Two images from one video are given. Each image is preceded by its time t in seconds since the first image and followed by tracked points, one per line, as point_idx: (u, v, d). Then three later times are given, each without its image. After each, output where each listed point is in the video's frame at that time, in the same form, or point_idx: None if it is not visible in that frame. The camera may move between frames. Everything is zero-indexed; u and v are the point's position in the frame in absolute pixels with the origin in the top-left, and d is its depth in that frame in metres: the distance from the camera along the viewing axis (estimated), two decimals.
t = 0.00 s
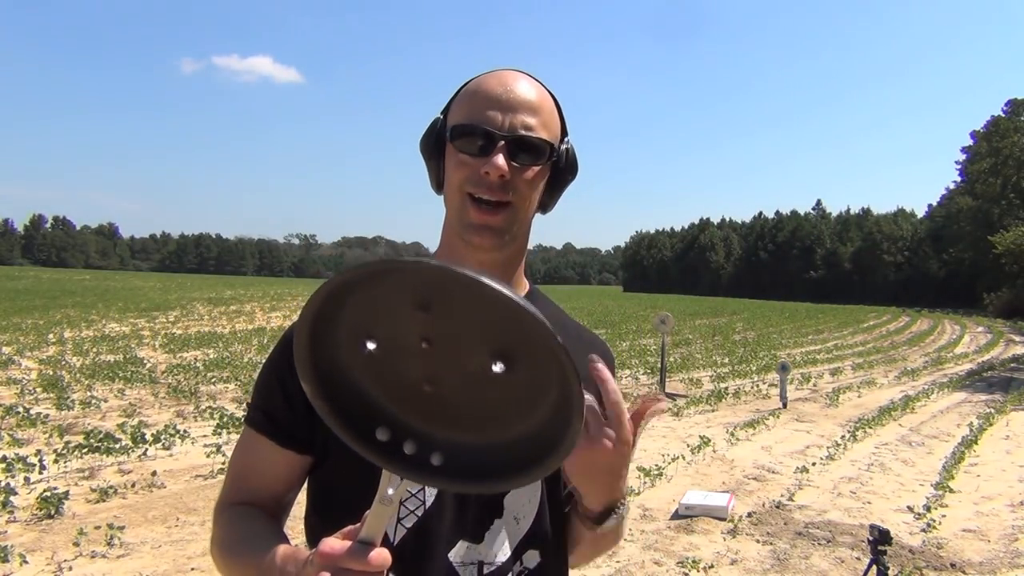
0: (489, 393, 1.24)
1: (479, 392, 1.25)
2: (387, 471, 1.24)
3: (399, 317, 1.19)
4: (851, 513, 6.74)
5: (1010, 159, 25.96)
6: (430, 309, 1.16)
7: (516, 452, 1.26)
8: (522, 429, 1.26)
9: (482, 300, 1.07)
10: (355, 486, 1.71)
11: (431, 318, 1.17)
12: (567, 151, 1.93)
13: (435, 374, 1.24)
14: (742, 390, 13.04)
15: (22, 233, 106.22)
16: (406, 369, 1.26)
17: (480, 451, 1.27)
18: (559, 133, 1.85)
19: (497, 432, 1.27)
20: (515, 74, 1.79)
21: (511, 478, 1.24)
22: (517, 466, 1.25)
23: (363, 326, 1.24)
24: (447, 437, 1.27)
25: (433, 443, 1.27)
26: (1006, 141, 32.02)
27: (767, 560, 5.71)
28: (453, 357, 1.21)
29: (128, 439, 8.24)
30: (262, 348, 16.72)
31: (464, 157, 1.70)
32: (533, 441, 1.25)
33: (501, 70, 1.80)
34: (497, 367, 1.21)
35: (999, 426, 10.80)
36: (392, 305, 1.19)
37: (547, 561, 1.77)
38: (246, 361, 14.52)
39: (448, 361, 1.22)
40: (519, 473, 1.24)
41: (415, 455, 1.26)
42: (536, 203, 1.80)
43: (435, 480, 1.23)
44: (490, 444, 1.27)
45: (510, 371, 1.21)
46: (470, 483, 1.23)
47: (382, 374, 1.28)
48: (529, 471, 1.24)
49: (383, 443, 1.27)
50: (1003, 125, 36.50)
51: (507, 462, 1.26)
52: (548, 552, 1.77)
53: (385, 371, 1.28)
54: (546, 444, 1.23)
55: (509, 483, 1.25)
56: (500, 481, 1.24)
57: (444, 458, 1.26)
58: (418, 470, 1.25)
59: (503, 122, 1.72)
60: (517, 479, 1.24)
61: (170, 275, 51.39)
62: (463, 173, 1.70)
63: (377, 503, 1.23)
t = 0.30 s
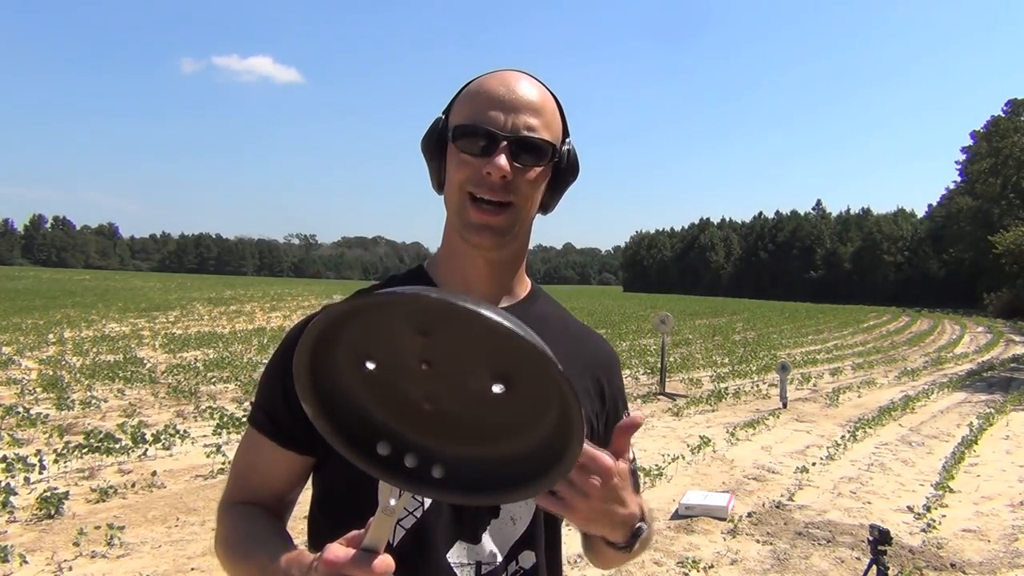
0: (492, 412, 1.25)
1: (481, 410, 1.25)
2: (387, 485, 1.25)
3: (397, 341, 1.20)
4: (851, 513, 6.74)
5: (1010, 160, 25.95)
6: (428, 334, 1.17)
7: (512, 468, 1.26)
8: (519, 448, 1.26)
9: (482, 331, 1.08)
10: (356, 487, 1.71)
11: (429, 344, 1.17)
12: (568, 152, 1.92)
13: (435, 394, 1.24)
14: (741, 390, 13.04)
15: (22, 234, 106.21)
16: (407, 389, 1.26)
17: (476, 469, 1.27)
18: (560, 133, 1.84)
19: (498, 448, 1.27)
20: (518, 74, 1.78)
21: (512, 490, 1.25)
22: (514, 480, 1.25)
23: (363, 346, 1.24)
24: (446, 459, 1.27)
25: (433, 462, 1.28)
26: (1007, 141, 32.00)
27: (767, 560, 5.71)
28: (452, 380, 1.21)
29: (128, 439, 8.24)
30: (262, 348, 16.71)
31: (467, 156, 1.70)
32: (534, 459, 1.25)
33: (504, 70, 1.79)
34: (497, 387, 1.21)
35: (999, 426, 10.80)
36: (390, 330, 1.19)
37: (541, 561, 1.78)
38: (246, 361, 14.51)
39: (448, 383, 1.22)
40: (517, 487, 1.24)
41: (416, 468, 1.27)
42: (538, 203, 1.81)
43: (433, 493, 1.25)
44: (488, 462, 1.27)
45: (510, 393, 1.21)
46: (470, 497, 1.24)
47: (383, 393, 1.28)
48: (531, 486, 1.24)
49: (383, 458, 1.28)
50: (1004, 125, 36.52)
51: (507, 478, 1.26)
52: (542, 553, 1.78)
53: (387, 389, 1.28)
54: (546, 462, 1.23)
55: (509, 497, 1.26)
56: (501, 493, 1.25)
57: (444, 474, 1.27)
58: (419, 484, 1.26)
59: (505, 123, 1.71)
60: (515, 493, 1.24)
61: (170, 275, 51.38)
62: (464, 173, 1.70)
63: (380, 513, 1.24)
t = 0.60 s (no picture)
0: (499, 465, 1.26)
1: (491, 459, 1.26)
2: (396, 518, 1.26)
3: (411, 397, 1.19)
4: (851, 514, 6.74)
5: (1010, 160, 25.94)
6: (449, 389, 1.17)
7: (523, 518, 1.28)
8: (526, 495, 1.28)
9: (496, 404, 1.14)
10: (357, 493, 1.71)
11: (444, 404, 1.17)
12: (572, 150, 1.92)
13: (445, 448, 1.24)
14: (741, 390, 13.04)
15: (22, 234, 106.31)
16: (413, 441, 1.26)
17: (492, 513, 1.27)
18: (563, 132, 1.83)
19: (509, 498, 1.28)
20: (520, 73, 1.77)
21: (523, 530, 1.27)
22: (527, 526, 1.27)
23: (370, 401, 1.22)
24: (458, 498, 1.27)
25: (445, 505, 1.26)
26: (1007, 141, 32.02)
27: (767, 560, 5.71)
28: (461, 433, 1.22)
29: (128, 439, 8.24)
30: (262, 348, 16.72)
31: (469, 158, 1.70)
32: (541, 508, 1.28)
33: (505, 69, 1.78)
34: (506, 443, 1.23)
35: (999, 426, 10.81)
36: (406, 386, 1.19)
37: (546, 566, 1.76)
38: (246, 361, 14.52)
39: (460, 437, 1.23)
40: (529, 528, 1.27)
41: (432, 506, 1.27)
42: (543, 203, 1.81)
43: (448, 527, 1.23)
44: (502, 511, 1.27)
45: (521, 448, 1.23)
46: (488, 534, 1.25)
47: (389, 442, 1.28)
48: (546, 522, 1.28)
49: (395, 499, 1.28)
50: (1004, 125, 36.56)
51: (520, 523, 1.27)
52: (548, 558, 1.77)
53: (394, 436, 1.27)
54: (555, 508, 1.28)
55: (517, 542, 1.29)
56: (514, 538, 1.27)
57: (456, 510, 1.26)
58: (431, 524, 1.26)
59: (507, 124, 1.71)
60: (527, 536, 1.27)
61: (170, 275, 51.37)
62: (468, 174, 1.70)
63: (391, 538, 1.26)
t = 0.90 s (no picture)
0: (514, 512, 1.19)
1: (509, 511, 1.18)
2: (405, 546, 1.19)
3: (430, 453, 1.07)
4: (851, 514, 6.74)
5: (1010, 159, 25.93)
6: (470, 444, 1.07)
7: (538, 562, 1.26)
8: (535, 536, 1.24)
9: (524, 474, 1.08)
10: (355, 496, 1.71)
11: (468, 467, 1.09)
12: (567, 146, 1.92)
13: (464, 499, 1.16)
14: (741, 391, 13.04)
15: (22, 233, 106.30)
16: (430, 490, 1.18)
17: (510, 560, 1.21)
18: (558, 129, 1.83)
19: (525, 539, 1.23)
20: (513, 71, 1.76)
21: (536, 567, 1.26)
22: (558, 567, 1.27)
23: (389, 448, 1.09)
24: (469, 539, 1.18)
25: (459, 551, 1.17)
26: (1007, 141, 32.03)
27: (767, 560, 5.71)
28: (481, 486, 1.14)
29: (128, 439, 8.24)
30: (262, 348, 16.72)
31: (464, 158, 1.71)
32: (557, 551, 1.26)
33: (499, 67, 1.77)
34: (523, 495, 1.15)
35: (999, 426, 10.80)
36: (425, 441, 1.07)
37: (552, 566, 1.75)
38: (246, 361, 14.52)
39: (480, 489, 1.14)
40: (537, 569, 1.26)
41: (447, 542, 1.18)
42: (540, 201, 1.81)
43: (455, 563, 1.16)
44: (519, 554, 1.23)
45: (538, 500, 1.16)
46: (495, 574, 1.20)
47: (403, 485, 1.19)
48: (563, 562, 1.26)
49: (402, 529, 1.20)
50: (1004, 125, 36.58)
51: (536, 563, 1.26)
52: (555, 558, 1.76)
53: (409, 477, 1.16)
54: (572, 553, 1.26)
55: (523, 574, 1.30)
56: None
57: (468, 546, 1.18)
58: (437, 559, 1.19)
59: (500, 122, 1.70)
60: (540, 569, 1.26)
61: (170, 276, 51.35)
62: (463, 174, 1.72)
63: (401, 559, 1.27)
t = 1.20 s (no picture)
0: (532, 504, 1.19)
1: (525, 502, 1.18)
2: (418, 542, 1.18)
3: (460, 440, 1.07)
4: (851, 513, 6.74)
5: (1010, 159, 25.91)
6: (495, 429, 1.07)
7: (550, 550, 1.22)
8: (548, 526, 1.22)
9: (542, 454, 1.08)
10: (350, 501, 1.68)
11: (489, 455, 1.10)
12: (573, 147, 1.91)
13: (480, 487, 1.17)
14: (741, 391, 13.03)
15: (22, 234, 106.39)
16: (448, 482, 1.17)
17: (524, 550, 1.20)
18: (564, 128, 1.82)
19: (539, 533, 1.22)
20: (517, 70, 1.75)
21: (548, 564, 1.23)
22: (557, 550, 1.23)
23: (414, 436, 1.10)
24: (482, 531, 1.19)
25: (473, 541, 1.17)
26: (1007, 141, 32.03)
27: (767, 560, 5.71)
28: (498, 474, 1.15)
29: (128, 439, 8.24)
30: (262, 349, 16.72)
31: (467, 160, 1.71)
32: (569, 538, 1.23)
33: (503, 66, 1.76)
34: (541, 483, 1.16)
35: (999, 426, 10.81)
36: (453, 427, 1.07)
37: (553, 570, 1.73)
38: (247, 361, 14.52)
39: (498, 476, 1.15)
40: (550, 559, 1.22)
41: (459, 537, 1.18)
42: (544, 202, 1.80)
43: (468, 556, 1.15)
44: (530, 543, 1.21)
45: (556, 489, 1.17)
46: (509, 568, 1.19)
47: (420, 477, 1.19)
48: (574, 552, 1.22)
49: (416, 522, 1.20)
50: (1004, 125, 36.60)
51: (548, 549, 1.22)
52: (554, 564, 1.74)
53: (424, 468, 1.17)
54: (581, 545, 1.23)
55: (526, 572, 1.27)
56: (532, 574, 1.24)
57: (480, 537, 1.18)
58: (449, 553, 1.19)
59: (505, 123, 1.69)
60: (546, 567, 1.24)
61: (170, 275, 51.32)
62: (466, 176, 1.72)
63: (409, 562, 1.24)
